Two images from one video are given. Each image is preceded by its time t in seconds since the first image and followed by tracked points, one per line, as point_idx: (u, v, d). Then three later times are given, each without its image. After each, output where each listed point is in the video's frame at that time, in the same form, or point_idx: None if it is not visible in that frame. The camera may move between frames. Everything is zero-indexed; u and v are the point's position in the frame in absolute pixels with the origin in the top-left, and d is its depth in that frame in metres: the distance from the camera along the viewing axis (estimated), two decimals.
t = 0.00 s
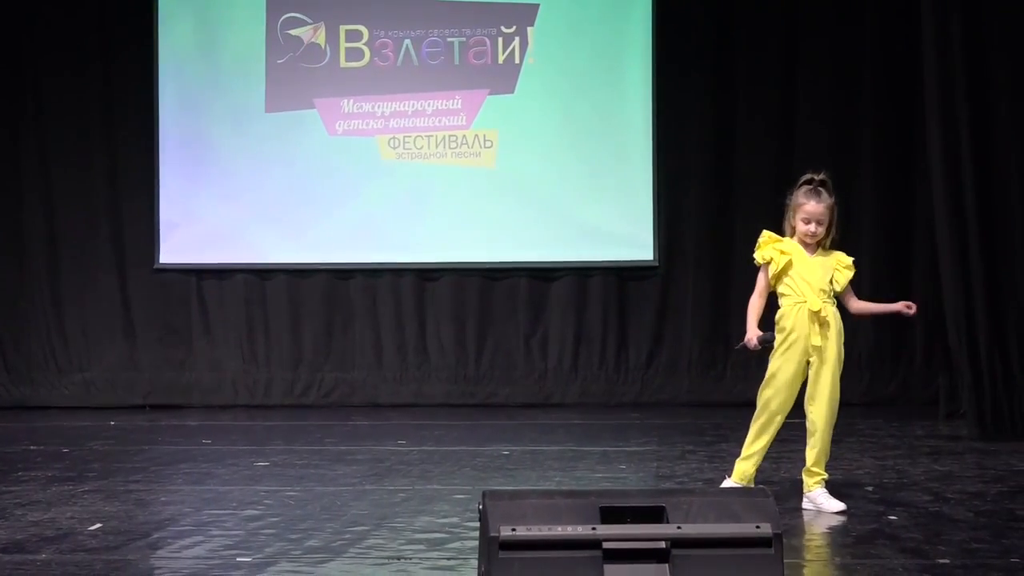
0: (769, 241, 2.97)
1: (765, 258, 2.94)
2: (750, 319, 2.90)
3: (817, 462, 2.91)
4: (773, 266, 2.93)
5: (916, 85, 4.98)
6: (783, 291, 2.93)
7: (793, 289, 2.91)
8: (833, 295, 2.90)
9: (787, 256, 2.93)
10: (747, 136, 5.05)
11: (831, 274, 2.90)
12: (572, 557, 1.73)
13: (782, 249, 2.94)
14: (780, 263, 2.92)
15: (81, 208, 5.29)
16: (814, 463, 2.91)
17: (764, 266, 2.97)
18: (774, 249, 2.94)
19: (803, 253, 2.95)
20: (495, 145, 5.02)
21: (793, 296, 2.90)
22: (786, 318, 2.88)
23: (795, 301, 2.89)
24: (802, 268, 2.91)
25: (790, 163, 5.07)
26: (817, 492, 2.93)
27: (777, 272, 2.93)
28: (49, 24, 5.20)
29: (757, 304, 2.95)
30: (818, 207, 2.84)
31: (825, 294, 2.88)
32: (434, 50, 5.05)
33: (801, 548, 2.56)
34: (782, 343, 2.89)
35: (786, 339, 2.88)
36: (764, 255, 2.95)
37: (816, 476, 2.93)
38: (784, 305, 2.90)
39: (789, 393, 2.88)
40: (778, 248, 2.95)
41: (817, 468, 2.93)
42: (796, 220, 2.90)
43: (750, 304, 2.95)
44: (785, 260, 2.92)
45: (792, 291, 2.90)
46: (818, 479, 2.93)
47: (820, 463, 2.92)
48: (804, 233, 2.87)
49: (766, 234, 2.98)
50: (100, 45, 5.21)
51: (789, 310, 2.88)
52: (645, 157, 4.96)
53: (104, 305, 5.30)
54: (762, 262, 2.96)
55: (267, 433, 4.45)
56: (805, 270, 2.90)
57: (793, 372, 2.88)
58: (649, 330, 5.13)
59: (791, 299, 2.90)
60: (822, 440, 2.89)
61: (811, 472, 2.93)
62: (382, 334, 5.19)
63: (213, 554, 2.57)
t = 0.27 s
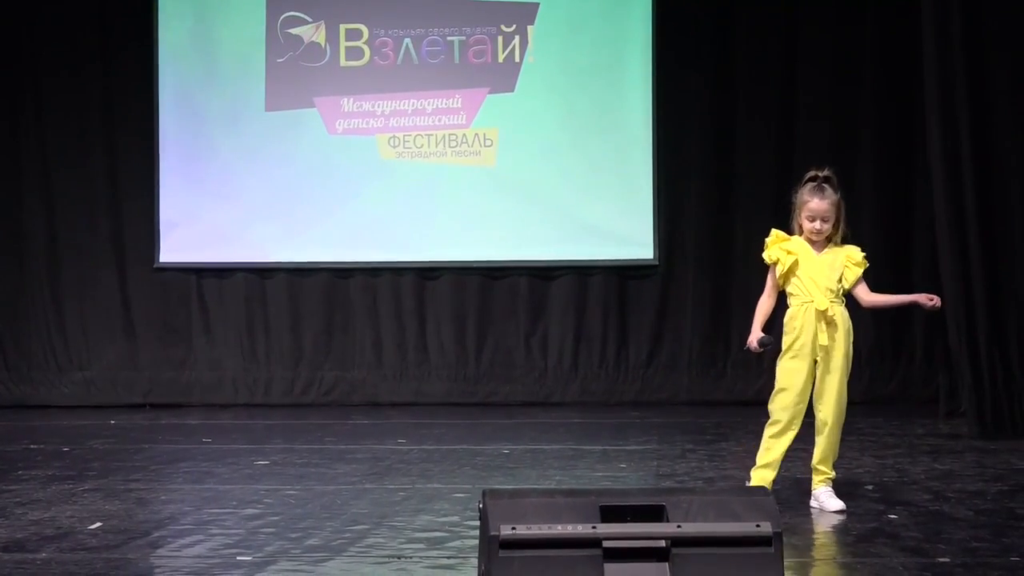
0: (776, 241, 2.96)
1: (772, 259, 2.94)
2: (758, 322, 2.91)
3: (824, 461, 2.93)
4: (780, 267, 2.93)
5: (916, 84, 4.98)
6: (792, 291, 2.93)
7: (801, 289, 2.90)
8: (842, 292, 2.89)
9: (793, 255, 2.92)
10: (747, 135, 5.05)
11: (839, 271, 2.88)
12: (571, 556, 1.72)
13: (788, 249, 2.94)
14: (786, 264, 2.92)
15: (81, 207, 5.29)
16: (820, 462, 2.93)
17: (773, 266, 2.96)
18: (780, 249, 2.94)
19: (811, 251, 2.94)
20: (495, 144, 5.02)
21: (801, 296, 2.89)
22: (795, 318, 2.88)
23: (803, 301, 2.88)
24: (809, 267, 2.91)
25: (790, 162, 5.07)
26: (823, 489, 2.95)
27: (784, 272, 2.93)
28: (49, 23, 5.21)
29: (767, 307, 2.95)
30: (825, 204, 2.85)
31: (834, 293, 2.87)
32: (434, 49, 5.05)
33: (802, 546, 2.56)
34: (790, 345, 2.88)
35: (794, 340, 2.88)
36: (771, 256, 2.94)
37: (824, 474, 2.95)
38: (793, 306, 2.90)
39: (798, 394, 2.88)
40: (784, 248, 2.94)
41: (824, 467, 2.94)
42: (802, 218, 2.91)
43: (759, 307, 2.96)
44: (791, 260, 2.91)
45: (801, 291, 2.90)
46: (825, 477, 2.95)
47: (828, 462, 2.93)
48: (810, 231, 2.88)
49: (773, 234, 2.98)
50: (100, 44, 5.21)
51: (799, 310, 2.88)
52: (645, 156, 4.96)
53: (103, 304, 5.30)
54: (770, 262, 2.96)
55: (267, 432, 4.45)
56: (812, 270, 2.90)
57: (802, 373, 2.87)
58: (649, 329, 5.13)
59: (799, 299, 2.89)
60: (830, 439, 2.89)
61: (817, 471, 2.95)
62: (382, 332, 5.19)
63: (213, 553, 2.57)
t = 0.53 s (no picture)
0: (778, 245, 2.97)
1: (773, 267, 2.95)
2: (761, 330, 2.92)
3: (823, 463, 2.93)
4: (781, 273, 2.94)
5: (916, 83, 4.98)
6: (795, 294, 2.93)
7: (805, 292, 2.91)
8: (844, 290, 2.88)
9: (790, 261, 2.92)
10: (747, 134, 5.05)
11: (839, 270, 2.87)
12: (571, 556, 1.72)
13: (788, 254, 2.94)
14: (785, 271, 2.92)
15: (81, 206, 5.29)
16: (816, 462, 2.93)
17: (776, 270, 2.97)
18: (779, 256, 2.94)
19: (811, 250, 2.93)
20: (495, 143, 5.02)
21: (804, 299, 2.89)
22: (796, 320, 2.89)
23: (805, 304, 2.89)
24: (808, 270, 2.90)
25: (790, 161, 5.06)
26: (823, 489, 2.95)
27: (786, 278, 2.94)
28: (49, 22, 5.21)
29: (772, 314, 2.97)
30: (816, 201, 2.84)
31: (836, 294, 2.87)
32: (434, 48, 5.05)
33: (802, 546, 2.56)
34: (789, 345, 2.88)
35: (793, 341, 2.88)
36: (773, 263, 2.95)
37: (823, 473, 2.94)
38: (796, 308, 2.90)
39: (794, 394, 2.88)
40: (783, 254, 2.94)
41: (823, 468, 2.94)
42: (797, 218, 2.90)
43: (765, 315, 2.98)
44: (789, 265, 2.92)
45: (805, 290, 2.91)
46: (824, 478, 2.95)
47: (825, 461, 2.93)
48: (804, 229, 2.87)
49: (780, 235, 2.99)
50: (100, 43, 5.21)
51: (802, 312, 2.88)
52: (645, 155, 4.96)
53: (103, 303, 5.31)
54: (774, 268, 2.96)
55: (267, 431, 4.45)
56: (813, 272, 2.89)
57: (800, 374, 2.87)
58: (650, 328, 5.13)
59: (802, 302, 2.89)
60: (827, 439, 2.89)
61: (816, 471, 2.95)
62: (382, 331, 5.19)
63: (213, 552, 2.57)
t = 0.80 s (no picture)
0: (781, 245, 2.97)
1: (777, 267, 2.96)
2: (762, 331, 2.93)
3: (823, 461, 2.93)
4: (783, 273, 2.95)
5: (916, 82, 4.98)
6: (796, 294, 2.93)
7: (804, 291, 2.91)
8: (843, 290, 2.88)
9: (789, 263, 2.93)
10: (748, 132, 5.05)
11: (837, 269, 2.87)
12: (572, 554, 1.71)
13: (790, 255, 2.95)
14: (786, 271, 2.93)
15: (82, 205, 5.29)
16: (816, 461, 2.93)
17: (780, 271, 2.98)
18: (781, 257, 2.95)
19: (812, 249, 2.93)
20: (496, 142, 5.02)
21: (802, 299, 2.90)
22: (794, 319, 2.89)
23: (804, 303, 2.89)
24: (807, 269, 2.90)
25: (790, 160, 5.06)
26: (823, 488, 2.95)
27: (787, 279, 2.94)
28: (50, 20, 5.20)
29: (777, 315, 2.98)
30: (811, 195, 2.85)
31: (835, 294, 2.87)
32: (435, 46, 5.05)
33: (802, 544, 2.56)
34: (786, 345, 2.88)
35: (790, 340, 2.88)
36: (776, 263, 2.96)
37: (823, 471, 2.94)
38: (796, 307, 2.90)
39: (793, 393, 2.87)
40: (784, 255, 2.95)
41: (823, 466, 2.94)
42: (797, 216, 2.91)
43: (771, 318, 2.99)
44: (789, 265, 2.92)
45: (804, 289, 2.91)
46: (824, 477, 2.95)
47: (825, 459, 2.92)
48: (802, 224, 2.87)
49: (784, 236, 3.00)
50: (100, 42, 5.21)
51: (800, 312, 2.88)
52: (645, 154, 4.96)
53: (104, 302, 5.31)
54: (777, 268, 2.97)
55: (268, 429, 4.45)
56: (812, 271, 2.89)
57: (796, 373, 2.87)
58: (651, 326, 5.13)
59: (801, 302, 2.90)
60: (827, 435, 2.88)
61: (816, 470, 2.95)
62: (383, 330, 5.19)
63: (214, 551, 2.57)
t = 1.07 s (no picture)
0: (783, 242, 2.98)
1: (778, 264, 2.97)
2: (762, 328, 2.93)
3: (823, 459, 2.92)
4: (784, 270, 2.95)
5: (916, 81, 4.98)
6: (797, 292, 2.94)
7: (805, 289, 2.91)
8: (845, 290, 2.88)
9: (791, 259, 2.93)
10: (748, 131, 5.05)
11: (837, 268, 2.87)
12: (571, 552, 1.71)
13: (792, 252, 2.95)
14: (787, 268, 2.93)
15: (83, 203, 5.29)
16: (816, 460, 2.93)
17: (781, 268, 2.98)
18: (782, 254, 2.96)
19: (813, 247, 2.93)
20: (496, 141, 5.02)
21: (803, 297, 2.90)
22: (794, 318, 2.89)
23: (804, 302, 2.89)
24: (808, 267, 2.90)
25: (791, 159, 5.06)
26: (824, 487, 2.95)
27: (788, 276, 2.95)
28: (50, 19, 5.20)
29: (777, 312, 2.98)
30: (813, 192, 2.84)
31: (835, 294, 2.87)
32: (435, 45, 5.05)
33: (802, 543, 2.56)
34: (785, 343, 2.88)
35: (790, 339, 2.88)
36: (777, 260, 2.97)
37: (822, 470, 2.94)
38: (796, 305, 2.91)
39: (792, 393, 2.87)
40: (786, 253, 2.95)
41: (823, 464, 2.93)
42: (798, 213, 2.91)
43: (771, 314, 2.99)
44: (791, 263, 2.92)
45: (805, 287, 2.91)
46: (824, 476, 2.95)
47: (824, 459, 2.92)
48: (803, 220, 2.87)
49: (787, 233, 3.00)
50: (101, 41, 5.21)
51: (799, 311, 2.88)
52: (646, 153, 4.95)
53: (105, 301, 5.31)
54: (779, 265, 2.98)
55: (269, 428, 4.45)
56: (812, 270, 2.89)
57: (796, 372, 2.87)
58: (651, 325, 5.13)
59: (801, 301, 2.90)
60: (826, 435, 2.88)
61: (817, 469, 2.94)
62: (384, 329, 5.19)
63: (215, 549, 2.57)
